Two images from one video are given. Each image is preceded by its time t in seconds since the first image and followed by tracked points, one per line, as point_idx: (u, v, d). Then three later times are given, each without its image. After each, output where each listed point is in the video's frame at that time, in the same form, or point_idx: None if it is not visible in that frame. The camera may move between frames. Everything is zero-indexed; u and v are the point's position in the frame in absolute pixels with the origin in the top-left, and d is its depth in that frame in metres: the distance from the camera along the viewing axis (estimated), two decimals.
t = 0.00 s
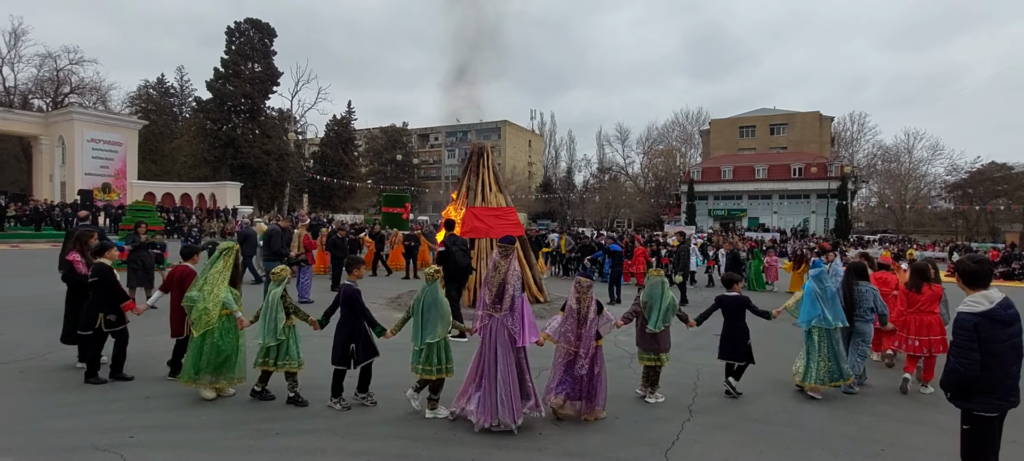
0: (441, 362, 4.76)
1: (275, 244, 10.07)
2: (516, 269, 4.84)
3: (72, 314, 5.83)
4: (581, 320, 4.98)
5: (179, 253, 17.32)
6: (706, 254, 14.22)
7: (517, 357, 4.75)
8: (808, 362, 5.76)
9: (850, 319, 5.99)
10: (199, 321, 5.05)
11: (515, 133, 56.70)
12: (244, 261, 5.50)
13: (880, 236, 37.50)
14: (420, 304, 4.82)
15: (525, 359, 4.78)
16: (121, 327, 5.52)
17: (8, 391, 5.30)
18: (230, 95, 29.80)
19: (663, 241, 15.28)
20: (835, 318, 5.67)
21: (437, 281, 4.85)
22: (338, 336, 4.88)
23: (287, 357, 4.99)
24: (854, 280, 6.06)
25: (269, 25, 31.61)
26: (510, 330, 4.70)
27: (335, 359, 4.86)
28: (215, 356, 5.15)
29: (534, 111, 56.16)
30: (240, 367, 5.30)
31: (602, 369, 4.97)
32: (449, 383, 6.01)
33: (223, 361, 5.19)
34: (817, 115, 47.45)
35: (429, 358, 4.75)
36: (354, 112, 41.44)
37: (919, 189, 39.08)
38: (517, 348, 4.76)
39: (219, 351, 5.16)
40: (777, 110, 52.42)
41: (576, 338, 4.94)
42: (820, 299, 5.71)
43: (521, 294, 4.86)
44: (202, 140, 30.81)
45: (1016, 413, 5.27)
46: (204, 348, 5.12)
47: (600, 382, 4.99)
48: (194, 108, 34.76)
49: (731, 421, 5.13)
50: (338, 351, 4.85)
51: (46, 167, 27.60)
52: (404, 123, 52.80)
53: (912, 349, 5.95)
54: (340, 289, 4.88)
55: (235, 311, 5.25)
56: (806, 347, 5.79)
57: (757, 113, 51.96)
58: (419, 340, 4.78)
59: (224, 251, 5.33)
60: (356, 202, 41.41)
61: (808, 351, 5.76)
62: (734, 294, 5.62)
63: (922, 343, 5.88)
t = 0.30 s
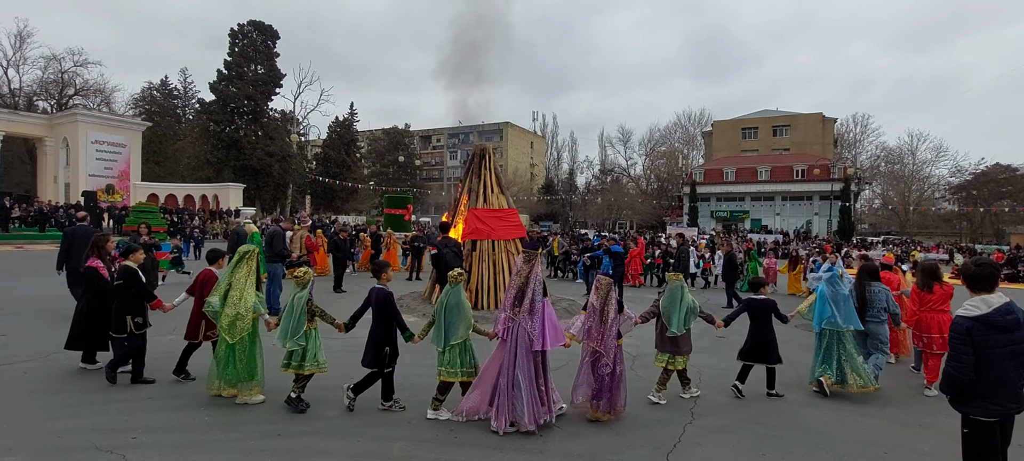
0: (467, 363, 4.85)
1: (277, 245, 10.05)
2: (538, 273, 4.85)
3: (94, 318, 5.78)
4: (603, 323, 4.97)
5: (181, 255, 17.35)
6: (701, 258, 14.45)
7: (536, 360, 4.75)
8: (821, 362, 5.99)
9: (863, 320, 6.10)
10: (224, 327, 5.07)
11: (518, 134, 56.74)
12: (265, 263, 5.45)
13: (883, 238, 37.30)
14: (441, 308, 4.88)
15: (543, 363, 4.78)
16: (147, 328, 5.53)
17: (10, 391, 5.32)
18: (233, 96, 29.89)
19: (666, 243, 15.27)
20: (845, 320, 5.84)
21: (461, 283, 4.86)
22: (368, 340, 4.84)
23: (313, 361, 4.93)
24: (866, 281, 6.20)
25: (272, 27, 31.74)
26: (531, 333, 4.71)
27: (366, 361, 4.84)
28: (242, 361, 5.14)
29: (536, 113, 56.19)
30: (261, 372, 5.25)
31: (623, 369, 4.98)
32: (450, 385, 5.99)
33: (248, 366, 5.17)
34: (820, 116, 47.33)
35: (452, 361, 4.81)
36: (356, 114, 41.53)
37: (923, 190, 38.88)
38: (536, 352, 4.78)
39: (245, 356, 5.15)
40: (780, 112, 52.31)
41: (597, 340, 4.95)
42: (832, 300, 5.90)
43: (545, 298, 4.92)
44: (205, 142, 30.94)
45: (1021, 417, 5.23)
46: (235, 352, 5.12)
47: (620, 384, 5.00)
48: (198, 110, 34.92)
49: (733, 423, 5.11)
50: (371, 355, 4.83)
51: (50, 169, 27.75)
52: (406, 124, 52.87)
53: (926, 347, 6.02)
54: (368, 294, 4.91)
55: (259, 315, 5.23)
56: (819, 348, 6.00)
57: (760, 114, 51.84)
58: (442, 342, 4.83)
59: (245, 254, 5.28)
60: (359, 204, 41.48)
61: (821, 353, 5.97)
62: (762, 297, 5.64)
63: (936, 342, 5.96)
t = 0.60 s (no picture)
0: (481, 363, 4.92)
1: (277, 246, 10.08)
2: (561, 272, 4.97)
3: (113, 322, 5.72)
4: (623, 322, 5.12)
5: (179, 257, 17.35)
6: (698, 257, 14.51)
7: (560, 355, 4.87)
8: (830, 361, 6.00)
9: (875, 319, 6.35)
10: (247, 331, 5.09)
11: (518, 135, 56.78)
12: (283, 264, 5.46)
13: (883, 239, 37.31)
14: (461, 308, 4.96)
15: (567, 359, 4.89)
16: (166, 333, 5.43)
17: (11, 393, 5.32)
18: (232, 98, 29.92)
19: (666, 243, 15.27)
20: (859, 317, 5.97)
21: (479, 282, 4.99)
22: (398, 340, 4.89)
23: (343, 363, 4.94)
24: (878, 282, 6.37)
25: (272, 28, 31.76)
26: (556, 329, 4.85)
27: (395, 360, 4.89)
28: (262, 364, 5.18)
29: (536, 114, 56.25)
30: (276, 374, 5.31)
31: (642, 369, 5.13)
32: (449, 387, 5.99)
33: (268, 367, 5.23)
34: (820, 117, 47.36)
35: (468, 358, 4.93)
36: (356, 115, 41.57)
37: (923, 191, 38.87)
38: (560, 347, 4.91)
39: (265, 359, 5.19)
40: (779, 113, 52.33)
41: (615, 338, 5.12)
42: (847, 299, 5.99)
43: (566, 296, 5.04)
44: (205, 143, 31.00)
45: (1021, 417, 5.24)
46: (256, 357, 5.13)
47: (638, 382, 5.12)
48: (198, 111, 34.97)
49: (733, 424, 5.10)
50: (423, 351, 4.90)
51: (50, 170, 27.77)
52: (406, 125, 52.87)
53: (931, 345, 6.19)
54: (391, 291, 4.99)
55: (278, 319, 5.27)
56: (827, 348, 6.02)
57: (760, 115, 51.84)
58: (461, 342, 4.95)
59: (263, 257, 5.29)
60: (359, 205, 41.49)
61: (831, 352, 5.98)
62: (777, 297, 5.77)
63: (938, 341, 6.17)
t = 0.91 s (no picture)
0: (501, 365, 4.98)
1: (274, 248, 10.06)
2: (578, 272, 5.14)
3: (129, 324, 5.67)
4: (641, 319, 5.29)
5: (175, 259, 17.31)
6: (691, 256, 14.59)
7: (583, 353, 5.09)
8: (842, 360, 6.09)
9: (888, 317, 6.44)
10: (260, 337, 4.99)
11: (515, 136, 56.81)
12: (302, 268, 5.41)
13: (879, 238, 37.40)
14: (479, 312, 5.06)
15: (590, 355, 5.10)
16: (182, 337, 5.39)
17: (8, 397, 5.31)
18: (229, 100, 29.90)
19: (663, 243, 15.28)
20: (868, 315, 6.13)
21: (497, 286, 5.11)
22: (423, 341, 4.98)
23: (362, 366, 4.86)
24: (890, 281, 6.45)
25: (269, 30, 31.75)
26: (577, 327, 5.07)
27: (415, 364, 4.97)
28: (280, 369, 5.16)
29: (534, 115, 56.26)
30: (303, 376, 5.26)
31: (667, 367, 5.27)
32: (446, 388, 5.98)
33: (287, 373, 5.19)
34: (816, 117, 47.45)
35: (488, 361, 5.01)
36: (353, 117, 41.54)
37: (919, 190, 38.99)
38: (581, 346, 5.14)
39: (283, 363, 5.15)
40: (776, 112, 52.44)
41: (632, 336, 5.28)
42: (854, 297, 6.18)
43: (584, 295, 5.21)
44: (202, 146, 30.98)
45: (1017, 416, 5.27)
46: (270, 364, 5.11)
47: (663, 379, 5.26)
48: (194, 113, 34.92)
49: (730, 424, 5.11)
50: (434, 357, 4.94)
51: (46, 173, 27.71)
52: (404, 127, 52.84)
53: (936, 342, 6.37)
54: (411, 296, 5.05)
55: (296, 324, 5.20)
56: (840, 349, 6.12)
57: (757, 115, 51.91)
58: (476, 346, 5.03)
59: (281, 261, 5.23)
60: (357, 207, 41.46)
61: (842, 352, 6.08)
62: (784, 297, 5.99)
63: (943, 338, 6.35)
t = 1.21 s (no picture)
0: (525, 362, 5.01)
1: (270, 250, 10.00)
2: (598, 271, 5.26)
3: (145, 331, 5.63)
4: (663, 314, 5.40)
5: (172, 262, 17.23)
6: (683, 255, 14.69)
7: (604, 348, 5.22)
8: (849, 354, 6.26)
9: (892, 312, 6.48)
10: (281, 336, 4.93)
11: (512, 136, 56.81)
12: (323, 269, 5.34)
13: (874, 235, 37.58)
14: (499, 309, 5.13)
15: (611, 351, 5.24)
16: (196, 345, 5.26)
17: (7, 401, 5.29)
18: (224, 101, 29.79)
19: (658, 241, 15.33)
20: (873, 310, 6.25)
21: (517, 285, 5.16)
22: (434, 341, 4.98)
23: (385, 371, 4.83)
24: (892, 277, 6.56)
25: (264, 31, 31.63)
26: (597, 323, 5.19)
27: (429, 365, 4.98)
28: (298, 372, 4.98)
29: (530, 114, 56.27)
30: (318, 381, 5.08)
31: (690, 361, 5.30)
32: (444, 388, 5.99)
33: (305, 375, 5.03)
34: (811, 115, 47.66)
35: (512, 358, 5.00)
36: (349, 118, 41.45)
37: (914, 187, 39.18)
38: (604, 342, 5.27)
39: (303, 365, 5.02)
40: (772, 110, 52.65)
41: (652, 329, 5.43)
42: (858, 294, 6.32)
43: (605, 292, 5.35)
44: (198, 147, 30.88)
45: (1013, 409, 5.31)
46: (287, 364, 4.96)
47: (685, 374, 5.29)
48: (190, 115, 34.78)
49: (727, 421, 5.12)
50: (440, 356, 4.94)
51: (40, 176, 27.52)
52: (400, 127, 52.73)
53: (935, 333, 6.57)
54: (427, 295, 5.07)
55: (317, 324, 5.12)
56: (848, 343, 6.29)
57: (752, 113, 52.08)
58: (497, 344, 5.06)
59: (302, 262, 5.15)
60: (354, 208, 41.39)
61: (850, 345, 6.27)
62: (794, 292, 6.10)
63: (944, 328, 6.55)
